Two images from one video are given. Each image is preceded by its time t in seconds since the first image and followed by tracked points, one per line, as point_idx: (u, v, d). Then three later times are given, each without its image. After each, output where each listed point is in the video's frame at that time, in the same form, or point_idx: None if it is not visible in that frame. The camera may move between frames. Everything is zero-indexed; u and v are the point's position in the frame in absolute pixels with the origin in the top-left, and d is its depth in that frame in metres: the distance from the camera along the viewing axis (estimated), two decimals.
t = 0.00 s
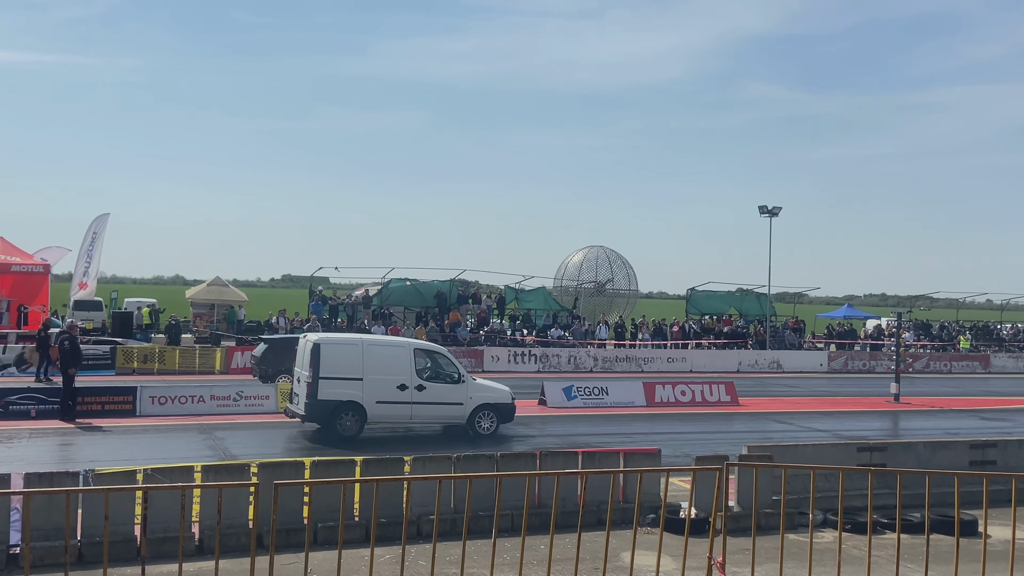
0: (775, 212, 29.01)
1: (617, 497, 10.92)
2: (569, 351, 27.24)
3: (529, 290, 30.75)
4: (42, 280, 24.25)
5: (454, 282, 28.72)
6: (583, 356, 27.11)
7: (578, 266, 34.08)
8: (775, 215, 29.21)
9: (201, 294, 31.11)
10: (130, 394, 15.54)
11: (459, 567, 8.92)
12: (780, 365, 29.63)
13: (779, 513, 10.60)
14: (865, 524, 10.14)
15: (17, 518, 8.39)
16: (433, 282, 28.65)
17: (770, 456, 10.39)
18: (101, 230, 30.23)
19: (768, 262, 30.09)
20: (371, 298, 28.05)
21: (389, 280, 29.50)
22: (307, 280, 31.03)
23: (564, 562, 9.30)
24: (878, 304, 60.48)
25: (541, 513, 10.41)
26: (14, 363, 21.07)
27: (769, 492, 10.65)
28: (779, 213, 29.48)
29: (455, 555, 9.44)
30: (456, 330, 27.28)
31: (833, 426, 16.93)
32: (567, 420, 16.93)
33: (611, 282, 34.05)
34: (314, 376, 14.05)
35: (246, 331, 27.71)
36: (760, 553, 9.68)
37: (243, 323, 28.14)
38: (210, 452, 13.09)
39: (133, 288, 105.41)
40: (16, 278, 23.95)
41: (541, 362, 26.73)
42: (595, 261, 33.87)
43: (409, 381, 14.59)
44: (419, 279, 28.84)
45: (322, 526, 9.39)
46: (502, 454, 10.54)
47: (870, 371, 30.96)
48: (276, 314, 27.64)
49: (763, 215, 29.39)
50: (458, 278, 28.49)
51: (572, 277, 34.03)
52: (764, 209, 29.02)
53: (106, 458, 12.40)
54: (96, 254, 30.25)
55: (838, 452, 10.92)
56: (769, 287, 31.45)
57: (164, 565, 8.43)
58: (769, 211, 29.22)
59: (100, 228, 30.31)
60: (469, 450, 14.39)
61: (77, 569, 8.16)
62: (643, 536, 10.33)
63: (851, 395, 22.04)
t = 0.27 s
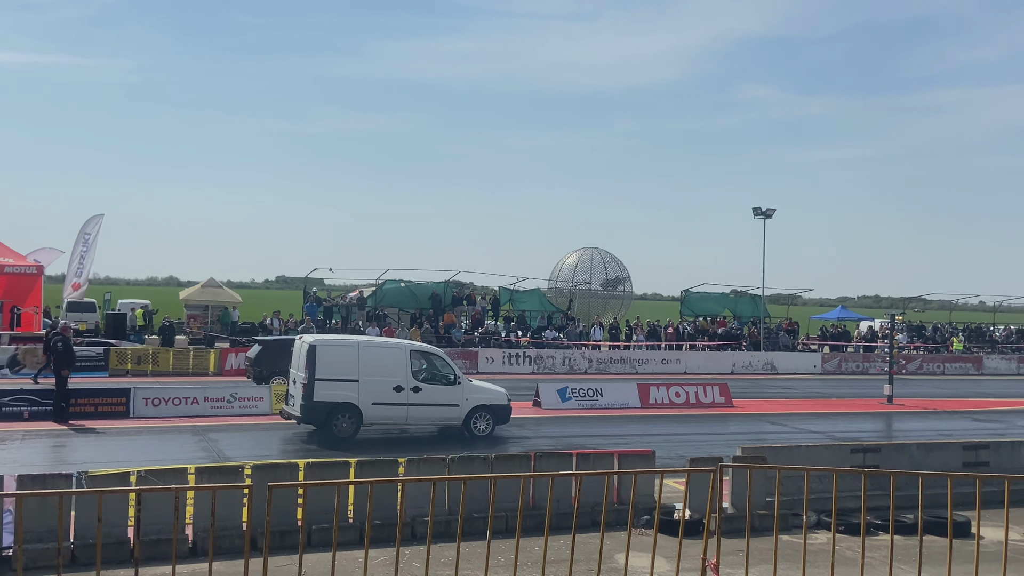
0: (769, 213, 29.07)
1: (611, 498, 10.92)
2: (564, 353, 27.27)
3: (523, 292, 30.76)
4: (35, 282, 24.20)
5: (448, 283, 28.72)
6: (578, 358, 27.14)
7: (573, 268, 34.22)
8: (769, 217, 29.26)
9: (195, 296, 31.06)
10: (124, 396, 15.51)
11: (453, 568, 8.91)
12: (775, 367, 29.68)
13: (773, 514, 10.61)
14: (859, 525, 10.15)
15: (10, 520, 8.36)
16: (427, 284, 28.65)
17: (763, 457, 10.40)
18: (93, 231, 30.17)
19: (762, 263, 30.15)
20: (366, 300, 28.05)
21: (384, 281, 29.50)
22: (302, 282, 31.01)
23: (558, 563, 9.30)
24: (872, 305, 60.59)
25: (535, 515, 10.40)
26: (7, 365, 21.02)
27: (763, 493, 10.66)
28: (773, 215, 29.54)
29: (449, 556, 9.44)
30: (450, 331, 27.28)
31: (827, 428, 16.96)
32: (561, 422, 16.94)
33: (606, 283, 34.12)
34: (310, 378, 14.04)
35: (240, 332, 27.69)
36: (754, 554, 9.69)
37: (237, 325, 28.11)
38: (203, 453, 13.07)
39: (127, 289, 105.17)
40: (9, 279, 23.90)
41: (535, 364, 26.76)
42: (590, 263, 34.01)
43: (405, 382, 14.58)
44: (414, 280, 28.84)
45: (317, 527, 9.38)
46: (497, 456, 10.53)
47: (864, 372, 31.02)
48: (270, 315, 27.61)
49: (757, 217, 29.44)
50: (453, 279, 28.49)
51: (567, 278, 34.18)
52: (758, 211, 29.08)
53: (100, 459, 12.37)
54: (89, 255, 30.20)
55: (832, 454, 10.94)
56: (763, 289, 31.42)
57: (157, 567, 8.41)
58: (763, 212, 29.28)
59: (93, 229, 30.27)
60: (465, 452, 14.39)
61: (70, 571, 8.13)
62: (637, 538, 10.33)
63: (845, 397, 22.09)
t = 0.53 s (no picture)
0: (763, 215, 29.10)
1: (605, 500, 10.92)
2: (558, 354, 27.27)
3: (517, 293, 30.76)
4: (27, 283, 24.12)
5: (442, 285, 28.69)
6: (572, 359, 27.15)
7: (567, 269, 34.47)
8: (763, 219, 29.30)
9: (188, 297, 30.98)
10: (117, 397, 15.46)
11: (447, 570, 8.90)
12: (768, 369, 29.74)
13: (766, 515, 10.62)
14: (852, 526, 10.17)
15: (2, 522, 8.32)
16: (422, 285, 28.63)
17: (757, 459, 10.41)
18: (86, 232, 30.08)
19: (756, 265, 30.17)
20: (360, 301, 28.02)
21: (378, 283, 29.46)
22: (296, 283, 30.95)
23: (552, 565, 9.29)
24: (865, 307, 60.69)
25: (529, 516, 10.40)
26: None
27: (756, 495, 10.68)
28: (767, 217, 29.58)
29: (443, 558, 9.43)
30: (445, 332, 27.27)
31: (820, 429, 16.99)
32: (555, 423, 16.94)
33: (600, 285, 34.27)
34: (305, 379, 14.02)
35: (234, 333, 27.64)
36: (747, 556, 9.69)
37: (231, 326, 28.06)
38: (197, 455, 13.03)
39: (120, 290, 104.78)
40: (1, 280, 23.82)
41: (529, 365, 26.77)
42: (583, 265, 34.29)
43: (400, 384, 14.56)
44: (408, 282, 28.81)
45: (310, 529, 9.36)
46: (491, 457, 10.53)
47: (858, 374, 31.09)
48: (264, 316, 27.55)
49: (751, 219, 29.49)
50: (447, 280, 28.47)
51: (561, 280, 34.42)
52: (752, 213, 29.12)
53: (92, 461, 12.33)
54: (82, 256, 30.11)
55: (825, 455, 10.97)
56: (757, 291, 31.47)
57: (150, 569, 8.37)
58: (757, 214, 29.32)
59: (85, 230, 30.18)
60: (459, 453, 14.38)
61: (62, 573, 8.10)
62: (631, 539, 10.33)
63: (838, 398, 22.13)
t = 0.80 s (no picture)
0: (757, 217, 29.17)
1: (599, 501, 10.92)
2: (552, 356, 27.29)
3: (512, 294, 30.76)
4: (21, 285, 24.05)
5: (437, 286, 28.67)
6: (566, 361, 27.17)
7: (562, 271, 34.47)
8: (757, 221, 29.36)
9: (182, 299, 30.91)
10: (110, 399, 15.41)
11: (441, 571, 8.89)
12: (763, 370, 29.80)
13: (760, 517, 10.63)
14: (846, 527, 10.19)
15: None
16: (417, 287, 28.63)
17: (752, 460, 10.43)
18: (79, 235, 30.01)
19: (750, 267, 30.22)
20: (355, 303, 28.01)
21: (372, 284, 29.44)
22: (290, 285, 30.92)
23: (546, 567, 9.28)
24: (859, 310, 60.79)
25: (523, 518, 10.39)
26: None
27: (750, 496, 10.69)
28: (761, 219, 29.64)
29: (438, 560, 9.41)
30: (439, 334, 27.26)
31: (814, 431, 17.03)
32: (550, 425, 16.95)
33: (594, 287, 34.25)
34: (300, 380, 14.00)
35: (228, 335, 27.59)
36: (741, 557, 9.69)
37: (225, 327, 28.01)
38: (190, 457, 13.00)
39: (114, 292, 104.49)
40: None
41: (524, 367, 26.79)
42: (577, 266, 34.29)
43: (395, 385, 14.54)
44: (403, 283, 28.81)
45: (304, 531, 9.33)
46: (485, 459, 10.51)
47: (851, 375, 31.17)
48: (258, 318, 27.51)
49: (745, 221, 29.55)
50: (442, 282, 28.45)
51: (555, 281, 34.43)
52: (746, 215, 29.18)
53: (86, 463, 12.29)
54: (75, 259, 30.04)
55: (820, 456, 10.99)
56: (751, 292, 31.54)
57: (144, 571, 8.34)
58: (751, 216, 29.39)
59: (78, 232, 30.09)
60: (454, 455, 14.36)
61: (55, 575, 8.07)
62: (625, 541, 10.33)
63: (832, 400, 22.17)
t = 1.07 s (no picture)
0: (751, 218, 29.22)
1: (593, 503, 10.93)
2: (547, 357, 27.29)
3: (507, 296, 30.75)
4: (14, 286, 23.97)
5: (432, 287, 28.67)
6: (561, 362, 27.17)
7: (557, 272, 34.48)
8: (752, 223, 29.41)
9: (176, 300, 30.84)
10: (104, 400, 15.36)
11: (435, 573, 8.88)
12: (757, 371, 29.85)
13: (754, 518, 10.64)
14: (839, 528, 10.22)
15: None
16: (411, 288, 28.61)
17: (746, 461, 10.44)
18: (73, 237, 29.92)
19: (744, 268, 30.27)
20: (349, 304, 27.99)
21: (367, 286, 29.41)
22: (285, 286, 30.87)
23: (540, 568, 9.28)
24: (853, 311, 60.87)
25: (517, 519, 10.39)
26: None
27: (744, 497, 10.71)
28: (755, 220, 29.69)
29: (432, 561, 9.40)
30: (434, 335, 27.24)
31: (809, 432, 17.06)
32: (544, 426, 16.96)
33: (589, 288, 34.25)
34: (294, 382, 13.98)
35: (222, 336, 27.52)
36: (735, 558, 9.71)
37: (219, 328, 27.95)
38: (184, 458, 12.97)
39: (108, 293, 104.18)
40: None
41: (518, 368, 26.79)
42: (572, 267, 34.31)
43: (390, 387, 14.53)
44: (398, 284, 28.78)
45: (298, 533, 9.31)
46: (480, 460, 10.50)
47: (845, 377, 31.24)
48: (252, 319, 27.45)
49: (739, 222, 29.60)
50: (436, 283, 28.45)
51: (550, 282, 34.41)
52: (740, 216, 29.22)
53: (79, 464, 12.25)
54: (69, 261, 29.95)
55: (814, 458, 11.01)
56: (745, 294, 31.60)
57: (137, 573, 8.31)
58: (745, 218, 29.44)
59: (72, 235, 30.00)
60: (449, 456, 14.36)
61: None
62: (619, 542, 10.33)
63: (826, 401, 22.22)
